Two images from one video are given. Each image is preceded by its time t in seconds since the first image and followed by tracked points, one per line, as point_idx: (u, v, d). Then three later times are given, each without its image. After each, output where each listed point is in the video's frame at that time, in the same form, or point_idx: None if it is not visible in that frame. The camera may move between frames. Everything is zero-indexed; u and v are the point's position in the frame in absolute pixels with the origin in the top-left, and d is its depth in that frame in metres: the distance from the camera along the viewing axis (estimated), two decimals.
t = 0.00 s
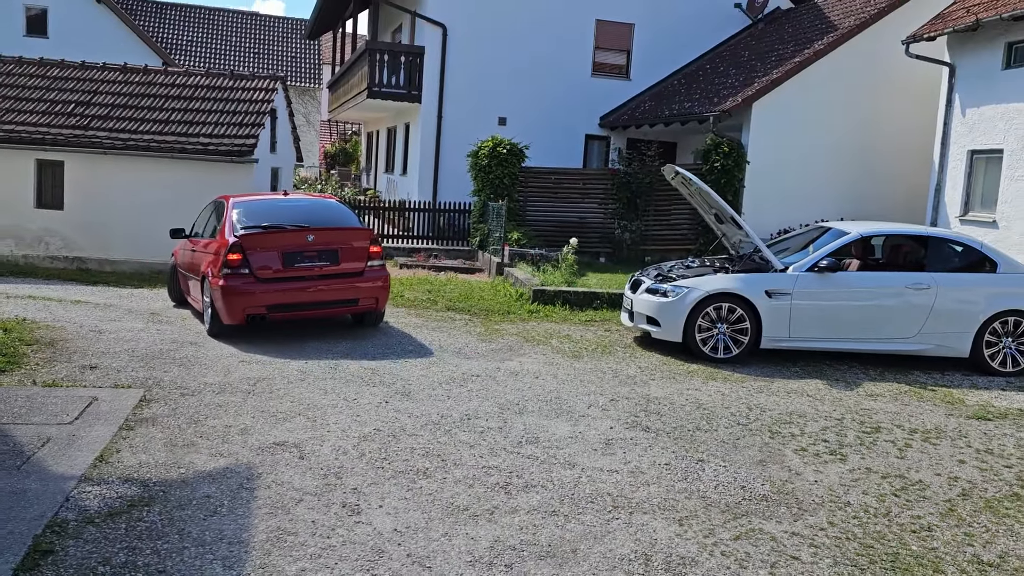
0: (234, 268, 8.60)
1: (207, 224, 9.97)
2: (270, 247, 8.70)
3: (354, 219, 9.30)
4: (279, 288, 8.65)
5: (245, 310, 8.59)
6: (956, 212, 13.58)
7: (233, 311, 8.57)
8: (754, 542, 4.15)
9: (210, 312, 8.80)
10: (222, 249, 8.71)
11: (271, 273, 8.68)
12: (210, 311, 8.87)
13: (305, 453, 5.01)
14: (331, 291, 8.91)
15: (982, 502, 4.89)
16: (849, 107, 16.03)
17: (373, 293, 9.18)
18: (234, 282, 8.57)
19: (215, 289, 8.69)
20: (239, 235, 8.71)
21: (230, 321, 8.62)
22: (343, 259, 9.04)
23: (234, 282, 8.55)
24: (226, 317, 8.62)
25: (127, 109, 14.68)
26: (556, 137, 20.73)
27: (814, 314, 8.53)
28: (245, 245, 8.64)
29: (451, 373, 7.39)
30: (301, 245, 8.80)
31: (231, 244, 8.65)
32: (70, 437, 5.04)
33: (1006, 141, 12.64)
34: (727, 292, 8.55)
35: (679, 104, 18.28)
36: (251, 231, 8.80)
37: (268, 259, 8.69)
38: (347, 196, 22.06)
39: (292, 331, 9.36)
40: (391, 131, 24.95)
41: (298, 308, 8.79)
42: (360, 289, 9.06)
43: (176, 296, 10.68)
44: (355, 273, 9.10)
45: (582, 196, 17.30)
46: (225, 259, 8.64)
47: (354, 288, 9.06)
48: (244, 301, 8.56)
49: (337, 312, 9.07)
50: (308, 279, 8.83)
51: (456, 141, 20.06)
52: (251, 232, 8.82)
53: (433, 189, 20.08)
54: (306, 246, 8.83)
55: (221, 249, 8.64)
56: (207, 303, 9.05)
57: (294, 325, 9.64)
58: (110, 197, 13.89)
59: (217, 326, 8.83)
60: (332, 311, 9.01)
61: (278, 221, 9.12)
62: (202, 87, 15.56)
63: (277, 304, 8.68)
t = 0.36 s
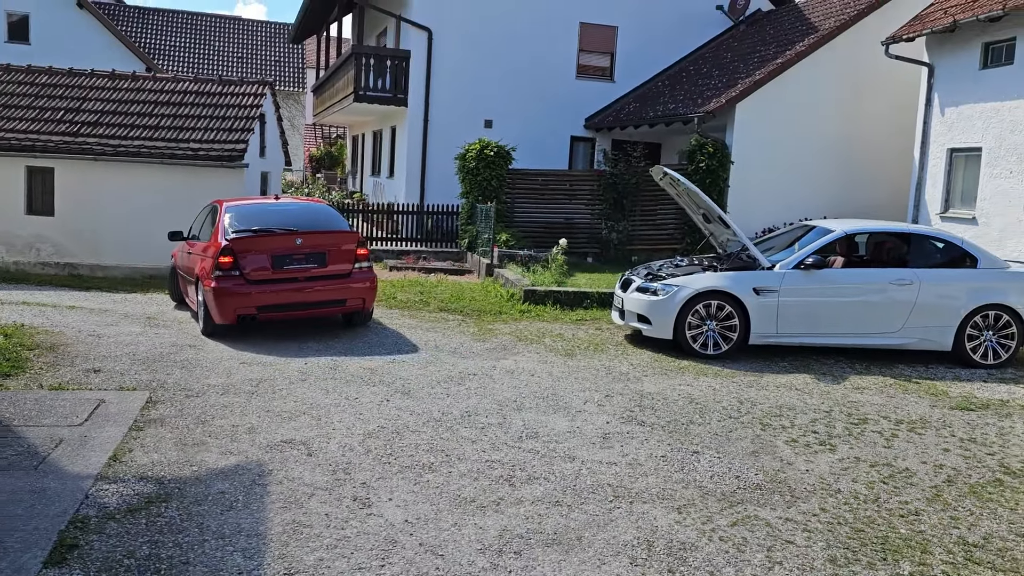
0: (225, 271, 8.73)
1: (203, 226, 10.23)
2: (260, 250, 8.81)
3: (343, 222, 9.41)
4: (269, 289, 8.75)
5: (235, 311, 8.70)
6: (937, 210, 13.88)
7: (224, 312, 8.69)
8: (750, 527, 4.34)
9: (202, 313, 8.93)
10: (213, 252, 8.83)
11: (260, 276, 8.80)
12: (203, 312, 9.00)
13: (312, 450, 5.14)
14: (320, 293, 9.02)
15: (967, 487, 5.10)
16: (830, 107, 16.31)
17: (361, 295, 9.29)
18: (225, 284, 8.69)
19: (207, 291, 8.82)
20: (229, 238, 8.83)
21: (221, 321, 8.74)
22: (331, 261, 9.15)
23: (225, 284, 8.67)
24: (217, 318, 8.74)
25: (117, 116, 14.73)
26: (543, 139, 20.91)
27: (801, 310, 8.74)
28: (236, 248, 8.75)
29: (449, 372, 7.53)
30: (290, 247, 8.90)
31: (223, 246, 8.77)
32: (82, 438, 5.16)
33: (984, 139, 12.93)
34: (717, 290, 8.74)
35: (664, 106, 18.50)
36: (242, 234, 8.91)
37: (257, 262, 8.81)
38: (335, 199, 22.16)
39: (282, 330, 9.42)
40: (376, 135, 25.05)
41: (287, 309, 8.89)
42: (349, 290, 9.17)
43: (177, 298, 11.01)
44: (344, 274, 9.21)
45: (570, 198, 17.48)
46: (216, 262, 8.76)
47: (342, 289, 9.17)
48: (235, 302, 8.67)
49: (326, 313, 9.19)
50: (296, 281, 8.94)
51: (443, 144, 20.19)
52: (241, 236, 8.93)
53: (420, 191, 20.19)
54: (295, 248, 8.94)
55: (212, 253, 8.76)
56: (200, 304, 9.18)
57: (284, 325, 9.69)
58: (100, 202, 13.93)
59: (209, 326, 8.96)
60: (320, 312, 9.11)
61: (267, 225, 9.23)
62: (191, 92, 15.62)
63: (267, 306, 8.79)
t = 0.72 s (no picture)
0: (224, 270, 8.62)
1: (201, 226, 10.30)
2: (258, 249, 8.68)
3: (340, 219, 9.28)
4: (266, 288, 8.64)
5: (233, 309, 8.59)
6: (921, 202, 14.12)
7: (223, 311, 8.58)
8: (754, 509, 4.50)
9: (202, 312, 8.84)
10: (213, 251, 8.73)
11: (259, 274, 8.68)
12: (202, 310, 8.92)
13: (324, 443, 5.25)
14: (318, 290, 8.90)
15: (960, 469, 5.28)
16: (814, 102, 16.54)
17: (358, 292, 9.16)
18: (223, 283, 8.58)
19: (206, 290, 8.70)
20: (227, 237, 8.71)
21: (220, 319, 8.63)
22: (329, 259, 9.02)
23: (223, 282, 8.56)
24: (216, 316, 8.64)
25: (108, 117, 14.74)
26: (531, 136, 21.04)
27: (793, 302, 8.91)
28: (234, 246, 8.63)
29: (450, 366, 7.65)
30: (287, 246, 8.78)
31: (221, 245, 8.66)
32: (97, 435, 5.26)
33: (967, 132, 13.17)
34: (710, 283, 8.90)
35: (651, 102, 18.65)
36: (240, 233, 8.81)
37: (256, 261, 8.68)
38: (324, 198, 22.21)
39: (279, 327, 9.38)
40: (364, 134, 25.09)
41: (285, 307, 8.77)
42: (346, 288, 9.04)
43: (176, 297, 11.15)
44: (341, 272, 9.08)
45: (559, 194, 17.63)
46: (215, 261, 8.65)
47: (339, 287, 9.04)
48: (233, 301, 8.56)
49: (324, 310, 9.06)
50: (294, 279, 8.82)
51: (432, 142, 20.29)
52: (240, 235, 8.82)
53: (410, 189, 20.27)
54: (292, 247, 8.82)
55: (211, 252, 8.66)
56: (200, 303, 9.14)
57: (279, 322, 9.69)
58: (92, 204, 13.96)
59: (209, 325, 8.87)
60: (318, 310, 8.99)
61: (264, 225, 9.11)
62: (182, 93, 15.64)
63: (266, 304, 8.67)
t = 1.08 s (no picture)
0: (230, 264, 8.63)
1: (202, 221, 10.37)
2: (263, 243, 8.70)
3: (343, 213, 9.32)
4: (272, 282, 8.67)
5: (239, 303, 8.61)
6: (910, 192, 14.36)
7: (229, 305, 8.60)
8: (761, 489, 4.69)
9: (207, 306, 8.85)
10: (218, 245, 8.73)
11: (264, 268, 8.70)
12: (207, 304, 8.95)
13: (342, 431, 5.40)
14: (322, 284, 8.94)
15: (955, 449, 5.49)
16: (804, 94, 16.76)
17: (361, 285, 9.23)
18: (229, 277, 8.59)
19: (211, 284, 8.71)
20: (232, 232, 8.72)
21: (225, 313, 8.65)
22: (332, 252, 9.07)
23: (229, 277, 8.57)
24: (222, 310, 8.66)
25: (104, 113, 14.76)
26: (523, 129, 21.17)
27: (788, 291, 9.12)
28: (240, 241, 8.65)
29: (456, 357, 7.80)
30: (292, 240, 8.81)
31: (226, 240, 8.66)
32: (120, 425, 5.39)
33: (954, 123, 13.41)
34: (707, 273, 9.10)
35: (642, 94, 18.81)
36: (244, 228, 8.81)
37: (261, 255, 8.69)
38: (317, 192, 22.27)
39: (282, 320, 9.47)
40: (355, 127, 25.14)
41: (290, 300, 8.80)
42: (349, 281, 9.10)
43: (177, 291, 11.26)
44: (345, 265, 9.14)
45: (553, 186, 17.78)
46: (221, 256, 8.66)
47: (342, 280, 9.10)
48: (239, 294, 8.58)
49: (327, 303, 9.11)
50: (298, 273, 8.85)
51: (425, 136, 20.38)
52: (244, 229, 8.83)
53: (403, 183, 20.36)
54: (296, 241, 8.85)
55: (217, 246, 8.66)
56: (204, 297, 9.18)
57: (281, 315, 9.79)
58: (89, 199, 14.00)
59: (214, 318, 8.90)
60: (322, 303, 9.04)
61: (268, 219, 9.07)
62: (177, 88, 15.68)
63: (271, 298, 8.70)
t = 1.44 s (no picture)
0: (241, 254, 8.77)
1: (208, 212, 10.47)
2: (273, 234, 8.82)
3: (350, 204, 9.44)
4: (282, 271, 8.80)
5: (249, 292, 8.74)
6: (905, 183, 14.56)
7: (240, 294, 8.72)
8: (768, 470, 4.87)
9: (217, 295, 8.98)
10: (228, 235, 8.85)
11: (273, 258, 8.83)
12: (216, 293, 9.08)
13: (360, 416, 5.57)
14: (330, 274, 9.08)
15: (952, 433, 5.68)
16: (801, 86, 16.94)
17: (368, 275, 9.36)
18: (239, 267, 8.72)
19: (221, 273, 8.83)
20: (242, 222, 8.84)
21: (235, 302, 8.78)
22: (340, 243, 9.20)
23: (239, 267, 8.70)
24: (232, 299, 8.78)
25: (107, 104, 14.83)
26: (521, 120, 21.28)
27: (788, 281, 9.30)
28: (249, 231, 8.77)
29: (464, 345, 7.96)
30: (300, 231, 8.94)
31: (236, 230, 8.79)
32: (144, 411, 5.54)
33: (948, 116, 13.59)
34: (709, 263, 9.27)
35: (639, 87, 18.94)
36: (253, 218, 8.93)
37: (270, 245, 8.82)
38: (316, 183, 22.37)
39: (289, 309, 9.60)
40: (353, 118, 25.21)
41: (298, 290, 8.94)
42: (356, 271, 9.23)
43: (183, 281, 11.37)
44: (352, 256, 9.27)
45: (552, 178, 17.92)
46: (231, 246, 8.78)
47: (350, 271, 9.24)
48: (249, 284, 8.71)
49: (334, 293, 9.25)
50: (307, 263, 8.98)
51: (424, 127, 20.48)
52: (253, 220, 8.96)
53: (402, 174, 20.48)
54: (305, 232, 8.98)
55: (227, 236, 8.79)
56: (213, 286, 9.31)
57: (288, 304, 9.92)
58: (93, 190, 14.08)
59: (224, 307, 9.02)
60: (329, 292, 9.18)
61: (276, 210, 9.18)
62: (179, 80, 15.75)
63: (281, 287, 8.84)
